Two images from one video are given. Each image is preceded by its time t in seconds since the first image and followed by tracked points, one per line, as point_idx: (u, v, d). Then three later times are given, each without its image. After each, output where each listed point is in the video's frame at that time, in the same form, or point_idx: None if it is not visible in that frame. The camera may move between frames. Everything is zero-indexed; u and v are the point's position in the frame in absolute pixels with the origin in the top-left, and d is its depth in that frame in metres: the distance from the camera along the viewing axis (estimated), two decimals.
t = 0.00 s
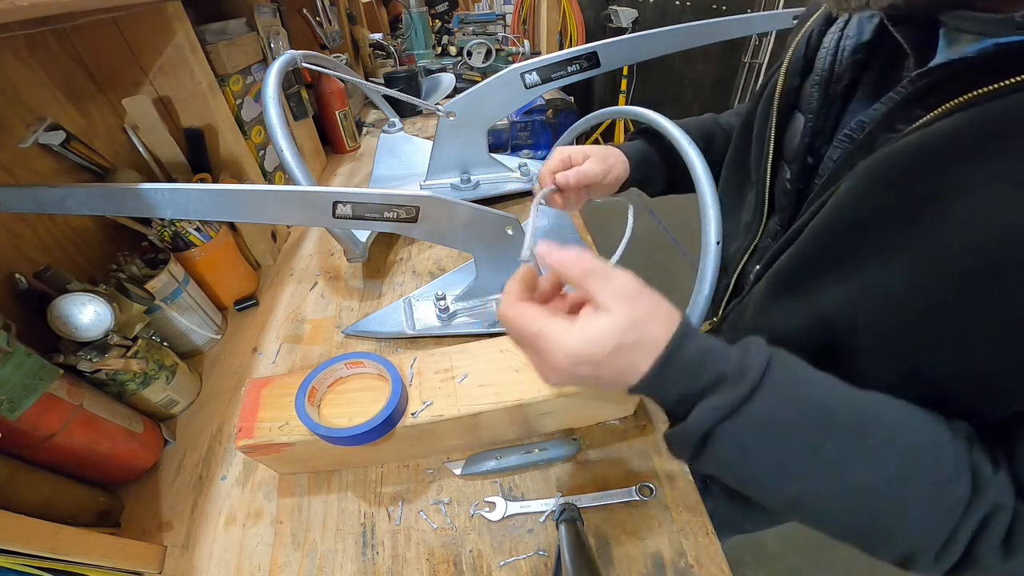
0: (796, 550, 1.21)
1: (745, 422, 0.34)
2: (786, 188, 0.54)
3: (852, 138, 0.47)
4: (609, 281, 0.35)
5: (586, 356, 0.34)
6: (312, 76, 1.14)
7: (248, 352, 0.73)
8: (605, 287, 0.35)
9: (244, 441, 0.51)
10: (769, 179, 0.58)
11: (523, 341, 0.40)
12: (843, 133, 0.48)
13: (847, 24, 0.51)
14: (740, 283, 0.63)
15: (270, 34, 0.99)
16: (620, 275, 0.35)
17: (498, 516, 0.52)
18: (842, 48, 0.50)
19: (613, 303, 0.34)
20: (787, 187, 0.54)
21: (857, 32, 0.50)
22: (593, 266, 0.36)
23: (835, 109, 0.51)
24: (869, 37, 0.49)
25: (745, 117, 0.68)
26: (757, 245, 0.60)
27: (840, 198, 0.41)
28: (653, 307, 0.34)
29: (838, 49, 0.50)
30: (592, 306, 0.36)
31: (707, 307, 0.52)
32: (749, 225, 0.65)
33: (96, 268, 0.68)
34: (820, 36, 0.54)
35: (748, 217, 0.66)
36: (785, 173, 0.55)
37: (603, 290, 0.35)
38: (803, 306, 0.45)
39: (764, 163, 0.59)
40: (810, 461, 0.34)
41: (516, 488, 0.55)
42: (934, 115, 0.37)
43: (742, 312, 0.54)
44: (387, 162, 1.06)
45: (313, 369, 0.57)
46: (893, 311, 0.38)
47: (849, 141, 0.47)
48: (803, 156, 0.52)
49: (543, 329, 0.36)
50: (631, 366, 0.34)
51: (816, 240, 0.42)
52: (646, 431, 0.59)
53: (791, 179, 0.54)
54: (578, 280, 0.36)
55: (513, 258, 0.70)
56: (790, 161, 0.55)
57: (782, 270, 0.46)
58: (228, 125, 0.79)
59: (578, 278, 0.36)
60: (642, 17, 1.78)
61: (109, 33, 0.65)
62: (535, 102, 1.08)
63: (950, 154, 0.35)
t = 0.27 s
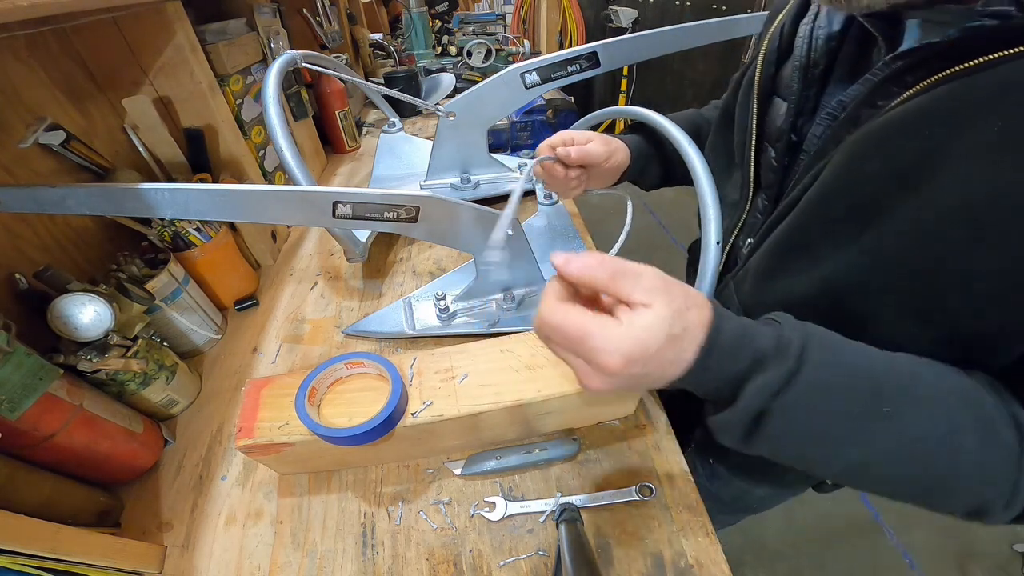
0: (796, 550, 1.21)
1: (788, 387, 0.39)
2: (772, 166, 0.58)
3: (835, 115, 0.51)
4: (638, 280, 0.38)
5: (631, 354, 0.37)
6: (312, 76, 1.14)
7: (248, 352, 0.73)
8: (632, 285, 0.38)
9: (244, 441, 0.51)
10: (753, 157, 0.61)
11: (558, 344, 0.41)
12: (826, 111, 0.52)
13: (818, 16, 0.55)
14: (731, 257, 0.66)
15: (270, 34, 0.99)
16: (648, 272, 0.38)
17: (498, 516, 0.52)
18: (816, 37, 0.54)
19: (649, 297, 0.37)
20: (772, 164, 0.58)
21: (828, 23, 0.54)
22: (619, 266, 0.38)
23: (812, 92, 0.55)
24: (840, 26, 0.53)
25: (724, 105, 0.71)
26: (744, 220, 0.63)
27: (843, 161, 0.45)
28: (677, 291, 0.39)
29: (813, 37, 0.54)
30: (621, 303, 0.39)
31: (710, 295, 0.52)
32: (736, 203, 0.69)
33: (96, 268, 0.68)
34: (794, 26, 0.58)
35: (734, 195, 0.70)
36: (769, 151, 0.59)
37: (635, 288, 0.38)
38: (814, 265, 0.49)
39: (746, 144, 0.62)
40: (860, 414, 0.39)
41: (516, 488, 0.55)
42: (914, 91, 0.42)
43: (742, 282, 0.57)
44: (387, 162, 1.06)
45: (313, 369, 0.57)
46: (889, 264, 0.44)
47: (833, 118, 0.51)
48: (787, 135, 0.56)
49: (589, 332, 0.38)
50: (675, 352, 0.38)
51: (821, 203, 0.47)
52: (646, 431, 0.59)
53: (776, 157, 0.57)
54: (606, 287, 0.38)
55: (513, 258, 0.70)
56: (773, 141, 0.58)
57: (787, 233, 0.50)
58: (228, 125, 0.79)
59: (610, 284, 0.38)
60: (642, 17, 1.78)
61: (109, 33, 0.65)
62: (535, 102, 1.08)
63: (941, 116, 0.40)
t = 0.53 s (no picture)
0: (796, 550, 1.21)
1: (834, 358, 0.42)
2: (761, 149, 0.62)
3: (821, 100, 0.55)
4: (693, 218, 0.38)
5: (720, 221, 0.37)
6: (312, 76, 1.14)
7: (248, 352, 0.73)
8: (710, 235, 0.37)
9: (244, 441, 0.51)
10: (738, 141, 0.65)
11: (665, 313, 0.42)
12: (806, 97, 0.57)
13: (789, 8, 0.59)
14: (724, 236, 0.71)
15: (270, 34, 0.99)
16: (738, 236, 0.36)
17: (498, 516, 0.52)
18: (791, 29, 0.58)
19: (724, 265, 0.36)
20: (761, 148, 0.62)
21: (800, 16, 0.58)
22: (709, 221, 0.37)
23: (794, 78, 0.58)
24: (811, 19, 0.58)
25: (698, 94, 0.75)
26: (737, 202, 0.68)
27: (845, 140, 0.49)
28: (758, 248, 0.37)
29: (788, 29, 0.58)
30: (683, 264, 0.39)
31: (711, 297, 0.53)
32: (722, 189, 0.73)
33: (97, 268, 0.68)
34: (760, 21, 0.63)
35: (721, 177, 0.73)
36: (756, 136, 0.63)
37: (693, 211, 0.38)
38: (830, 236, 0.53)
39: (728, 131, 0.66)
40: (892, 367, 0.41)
41: (516, 488, 0.55)
42: (896, 79, 0.47)
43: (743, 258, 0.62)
44: (387, 162, 1.06)
45: (313, 369, 0.57)
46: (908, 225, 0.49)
47: (819, 103, 0.55)
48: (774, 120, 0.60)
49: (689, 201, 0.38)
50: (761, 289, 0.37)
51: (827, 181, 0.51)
52: (646, 431, 0.59)
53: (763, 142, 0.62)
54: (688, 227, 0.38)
55: (513, 258, 0.70)
56: (760, 126, 0.62)
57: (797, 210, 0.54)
58: (228, 125, 0.79)
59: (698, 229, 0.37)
60: (642, 17, 1.78)
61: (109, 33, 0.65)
62: (535, 102, 1.08)
63: (933, 96, 0.45)
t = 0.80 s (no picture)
0: (795, 549, 1.21)
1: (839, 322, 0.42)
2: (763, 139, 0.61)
3: (828, 86, 0.54)
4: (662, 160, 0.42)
5: (696, 166, 0.41)
6: (312, 76, 1.14)
7: (248, 352, 0.73)
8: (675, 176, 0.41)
9: (244, 441, 0.51)
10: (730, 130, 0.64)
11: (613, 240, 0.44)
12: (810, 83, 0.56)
13: None
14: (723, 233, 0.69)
15: (270, 35, 0.99)
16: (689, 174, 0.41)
17: (498, 516, 0.52)
18: (794, 19, 0.56)
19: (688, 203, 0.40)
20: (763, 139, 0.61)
21: (799, 6, 0.57)
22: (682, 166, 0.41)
23: (799, 65, 0.55)
24: (811, 7, 0.56)
25: (686, 88, 0.74)
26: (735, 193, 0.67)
27: (861, 120, 0.50)
28: (718, 181, 0.41)
29: (790, 19, 0.56)
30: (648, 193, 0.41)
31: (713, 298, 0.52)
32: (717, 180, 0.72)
33: (97, 268, 0.68)
34: (749, 14, 0.63)
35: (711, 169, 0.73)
36: (756, 124, 0.62)
37: (675, 159, 0.42)
38: (840, 218, 0.55)
39: (722, 119, 0.65)
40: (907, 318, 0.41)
41: (516, 489, 0.55)
42: (906, 62, 0.48)
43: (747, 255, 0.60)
44: (387, 162, 1.06)
45: (313, 369, 0.57)
46: (913, 200, 0.49)
47: (826, 89, 0.54)
48: (780, 108, 0.57)
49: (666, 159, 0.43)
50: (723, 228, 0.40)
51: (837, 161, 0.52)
52: (646, 431, 0.59)
53: (765, 129, 0.61)
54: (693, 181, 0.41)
55: (513, 259, 0.70)
56: (761, 114, 0.61)
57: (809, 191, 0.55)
58: (228, 125, 0.79)
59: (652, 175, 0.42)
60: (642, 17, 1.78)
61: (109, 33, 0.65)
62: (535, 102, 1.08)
63: (945, 79, 0.46)
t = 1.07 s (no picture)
0: (795, 549, 1.21)
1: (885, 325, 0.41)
2: (758, 137, 0.60)
3: (827, 83, 0.54)
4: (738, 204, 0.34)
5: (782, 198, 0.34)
6: (312, 76, 1.14)
7: (248, 352, 0.73)
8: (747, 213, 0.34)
9: (244, 441, 0.51)
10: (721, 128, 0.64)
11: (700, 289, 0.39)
12: (807, 82, 0.56)
13: None
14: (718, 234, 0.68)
15: (270, 35, 0.99)
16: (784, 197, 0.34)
17: (498, 516, 0.52)
18: (782, 16, 0.57)
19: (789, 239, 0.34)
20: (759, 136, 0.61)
21: (788, 4, 0.58)
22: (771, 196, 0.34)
23: (789, 61, 0.56)
24: (800, 5, 0.57)
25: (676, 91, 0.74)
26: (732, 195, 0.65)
27: (865, 119, 0.49)
28: (804, 209, 0.35)
29: (779, 17, 0.57)
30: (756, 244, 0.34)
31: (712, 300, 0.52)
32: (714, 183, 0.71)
33: (97, 268, 0.68)
34: (737, 16, 0.64)
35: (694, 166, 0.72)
36: (751, 122, 0.61)
37: (764, 192, 0.33)
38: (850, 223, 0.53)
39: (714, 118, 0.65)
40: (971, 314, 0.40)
41: (516, 488, 0.55)
42: (908, 60, 0.47)
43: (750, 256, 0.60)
44: (387, 162, 1.06)
45: (313, 369, 0.57)
46: (919, 200, 0.49)
47: (824, 85, 0.54)
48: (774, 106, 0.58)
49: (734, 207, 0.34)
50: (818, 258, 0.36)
51: (841, 161, 0.51)
52: (645, 431, 0.59)
53: (760, 127, 0.60)
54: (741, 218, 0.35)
55: (513, 258, 0.70)
56: (755, 113, 0.61)
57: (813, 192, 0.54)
58: (228, 125, 0.79)
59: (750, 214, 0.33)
60: (642, 17, 1.78)
61: (110, 33, 0.65)
62: (534, 102, 1.08)
63: (948, 79, 0.46)
